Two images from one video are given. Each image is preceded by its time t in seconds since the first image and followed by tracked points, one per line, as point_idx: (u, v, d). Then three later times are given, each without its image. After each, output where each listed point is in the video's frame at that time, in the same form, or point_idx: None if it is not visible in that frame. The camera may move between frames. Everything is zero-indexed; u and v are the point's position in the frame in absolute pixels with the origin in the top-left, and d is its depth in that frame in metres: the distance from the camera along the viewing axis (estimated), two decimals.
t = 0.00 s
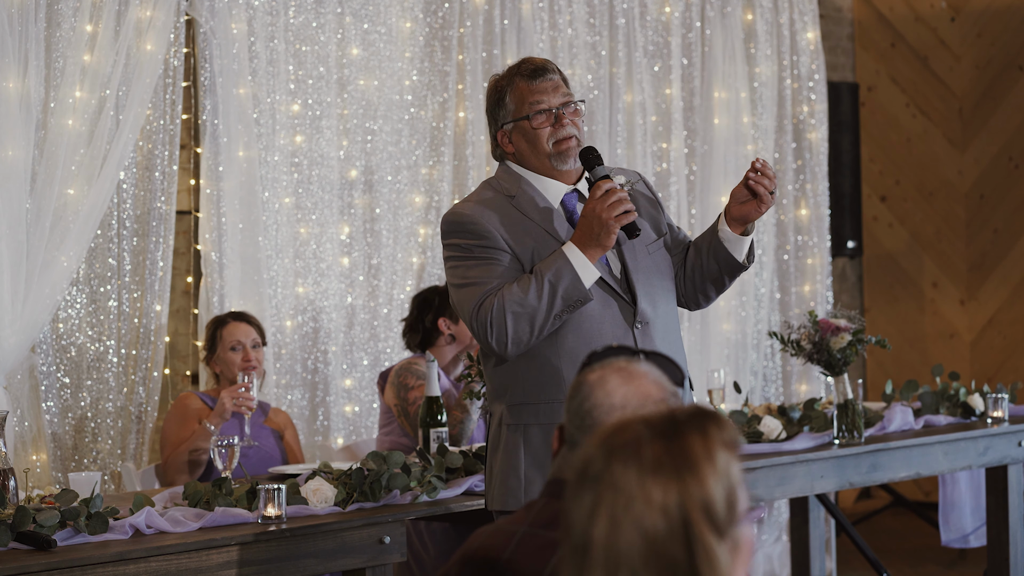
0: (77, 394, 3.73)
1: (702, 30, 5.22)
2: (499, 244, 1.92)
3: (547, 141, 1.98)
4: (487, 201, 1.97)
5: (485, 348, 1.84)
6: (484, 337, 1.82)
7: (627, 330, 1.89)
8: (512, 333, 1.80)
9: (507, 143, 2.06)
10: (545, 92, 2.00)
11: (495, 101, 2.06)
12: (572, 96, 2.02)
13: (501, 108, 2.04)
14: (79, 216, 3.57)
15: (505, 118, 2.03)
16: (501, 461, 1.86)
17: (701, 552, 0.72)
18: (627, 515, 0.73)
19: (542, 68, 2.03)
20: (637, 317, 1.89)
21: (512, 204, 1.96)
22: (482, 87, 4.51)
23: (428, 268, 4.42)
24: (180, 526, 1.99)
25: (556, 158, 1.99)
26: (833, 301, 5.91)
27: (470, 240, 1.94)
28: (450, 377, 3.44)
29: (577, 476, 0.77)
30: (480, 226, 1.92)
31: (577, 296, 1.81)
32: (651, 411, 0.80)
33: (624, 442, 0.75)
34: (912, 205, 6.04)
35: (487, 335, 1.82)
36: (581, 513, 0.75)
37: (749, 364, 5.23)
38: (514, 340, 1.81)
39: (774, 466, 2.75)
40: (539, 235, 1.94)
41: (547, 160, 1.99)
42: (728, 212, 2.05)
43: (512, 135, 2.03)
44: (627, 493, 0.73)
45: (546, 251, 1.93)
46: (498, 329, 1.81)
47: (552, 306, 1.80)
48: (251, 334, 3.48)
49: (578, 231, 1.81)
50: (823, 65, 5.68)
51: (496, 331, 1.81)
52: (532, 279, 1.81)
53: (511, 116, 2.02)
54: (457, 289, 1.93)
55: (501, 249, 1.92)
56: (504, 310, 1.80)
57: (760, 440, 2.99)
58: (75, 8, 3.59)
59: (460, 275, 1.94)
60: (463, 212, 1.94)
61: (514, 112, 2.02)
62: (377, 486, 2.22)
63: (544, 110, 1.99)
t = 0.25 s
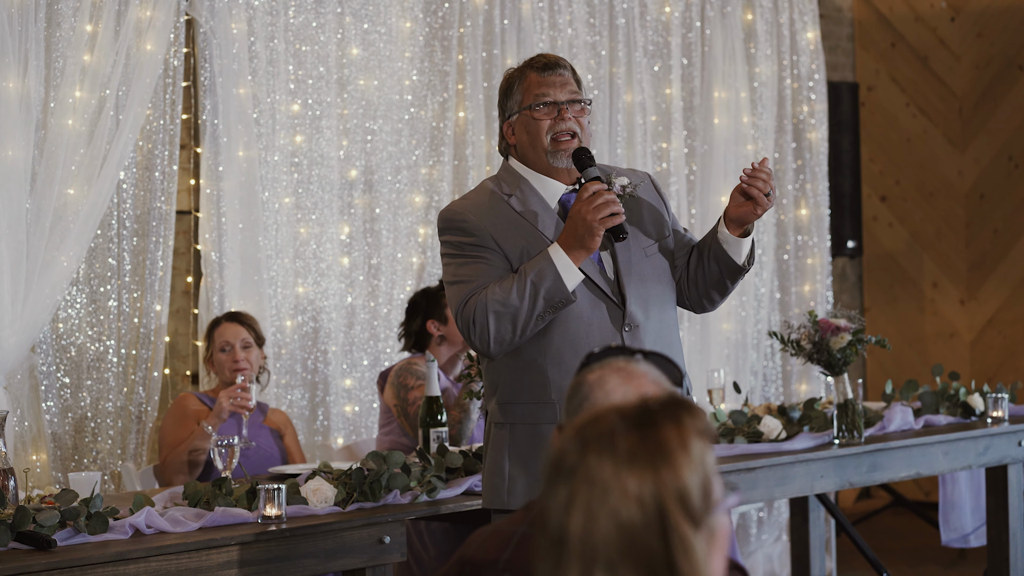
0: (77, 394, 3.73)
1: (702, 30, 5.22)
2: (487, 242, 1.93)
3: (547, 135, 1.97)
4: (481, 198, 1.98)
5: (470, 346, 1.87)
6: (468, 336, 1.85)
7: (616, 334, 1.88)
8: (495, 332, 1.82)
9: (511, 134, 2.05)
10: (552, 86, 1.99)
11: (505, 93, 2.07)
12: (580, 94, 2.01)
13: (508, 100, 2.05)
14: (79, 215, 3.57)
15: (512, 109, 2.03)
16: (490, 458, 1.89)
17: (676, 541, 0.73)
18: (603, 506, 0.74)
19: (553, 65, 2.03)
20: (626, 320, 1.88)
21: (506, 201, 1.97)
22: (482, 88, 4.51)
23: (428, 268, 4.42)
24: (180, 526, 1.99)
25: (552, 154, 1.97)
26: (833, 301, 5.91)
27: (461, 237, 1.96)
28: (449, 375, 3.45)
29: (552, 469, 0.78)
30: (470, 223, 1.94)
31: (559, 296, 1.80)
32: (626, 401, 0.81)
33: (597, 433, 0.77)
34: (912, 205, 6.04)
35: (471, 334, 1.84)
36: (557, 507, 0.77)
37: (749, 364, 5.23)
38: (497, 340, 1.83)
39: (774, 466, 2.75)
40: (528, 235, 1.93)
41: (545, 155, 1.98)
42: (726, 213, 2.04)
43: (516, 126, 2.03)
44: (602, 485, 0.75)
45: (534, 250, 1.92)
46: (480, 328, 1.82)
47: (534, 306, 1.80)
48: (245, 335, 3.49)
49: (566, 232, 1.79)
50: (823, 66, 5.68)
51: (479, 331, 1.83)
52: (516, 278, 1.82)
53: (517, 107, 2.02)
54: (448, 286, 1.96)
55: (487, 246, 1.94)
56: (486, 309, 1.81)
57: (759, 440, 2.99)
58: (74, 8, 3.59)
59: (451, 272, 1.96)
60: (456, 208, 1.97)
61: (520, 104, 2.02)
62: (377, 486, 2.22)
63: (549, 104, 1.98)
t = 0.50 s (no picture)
0: (76, 394, 3.73)
1: (702, 30, 5.22)
2: (484, 240, 1.94)
3: (552, 139, 1.96)
4: (482, 196, 1.98)
5: (463, 341, 1.87)
6: (462, 331, 1.85)
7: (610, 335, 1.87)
8: (488, 328, 1.82)
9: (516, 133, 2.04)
10: (560, 90, 1.97)
11: (512, 89, 2.05)
12: (586, 98, 1.99)
13: (515, 96, 2.03)
14: (79, 215, 3.57)
15: (518, 108, 2.02)
16: (485, 455, 1.91)
17: (655, 535, 0.74)
18: (583, 499, 0.74)
19: (563, 66, 2.01)
20: (620, 321, 1.88)
21: (505, 200, 1.97)
22: (482, 88, 4.52)
23: (428, 268, 4.42)
24: (180, 526, 1.99)
25: (555, 156, 1.97)
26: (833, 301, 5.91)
27: (460, 235, 1.96)
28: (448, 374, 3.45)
29: (532, 460, 0.77)
30: (468, 221, 1.95)
31: (554, 296, 1.79)
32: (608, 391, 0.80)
33: (578, 425, 0.76)
34: (912, 205, 6.04)
35: (464, 330, 1.85)
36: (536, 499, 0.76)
37: (749, 363, 5.23)
38: (490, 336, 1.83)
39: (773, 466, 2.75)
40: (525, 234, 1.93)
41: (548, 158, 1.98)
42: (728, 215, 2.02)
43: (521, 126, 2.01)
44: (582, 478, 0.74)
45: (531, 249, 1.92)
46: (473, 323, 1.83)
47: (527, 304, 1.80)
48: (244, 336, 3.48)
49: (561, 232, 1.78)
50: (823, 65, 5.68)
51: (472, 326, 1.83)
52: (511, 276, 1.82)
53: (523, 106, 2.00)
54: (446, 282, 1.97)
55: (484, 244, 1.94)
56: (480, 305, 1.82)
57: (759, 440, 2.99)
58: (74, 8, 3.59)
59: (448, 269, 1.97)
60: (456, 206, 1.98)
61: (527, 103, 2.00)
62: (377, 486, 2.22)
63: (555, 107, 1.97)
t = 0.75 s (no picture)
0: (76, 394, 3.73)
1: (702, 30, 5.22)
2: (494, 241, 1.93)
3: (570, 147, 1.97)
4: (485, 197, 1.97)
5: (473, 340, 1.86)
6: (475, 331, 1.84)
7: (613, 336, 1.88)
8: (504, 331, 1.82)
9: (525, 132, 2.02)
10: (583, 98, 1.98)
11: (527, 85, 2.02)
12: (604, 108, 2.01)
13: (532, 94, 2.01)
14: (79, 215, 3.57)
15: (534, 109, 2.00)
16: (489, 455, 1.90)
17: (656, 534, 0.75)
18: (584, 498, 0.75)
19: (584, 72, 2.02)
20: (623, 322, 1.89)
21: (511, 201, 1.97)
22: (481, 87, 4.52)
23: (428, 268, 4.42)
24: (180, 526, 1.99)
25: (571, 163, 1.98)
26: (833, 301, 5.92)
27: (465, 235, 1.95)
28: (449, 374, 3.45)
29: (533, 459, 0.79)
30: (475, 222, 1.93)
31: (572, 301, 1.80)
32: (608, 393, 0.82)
33: (578, 425, 0.78)
34: (912, 205, 6.04)
35: (477, 329, 1.83)
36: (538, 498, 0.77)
37: (749, 363, 5.23)
38: (505, 338, 1.82)
39: (773, 466, 2.75)
40: (539, 239, 1.95)
41: (563, 164, 1.98)
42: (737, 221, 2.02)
43: (535, 127, 2.00)
44: (583, 477, 0.76)
45: (541, 252, 1.95)
46: (489, 324, 1.82)
47: (546, 309, 1.80)
48: (246, 336, 3.48)
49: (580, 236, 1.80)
50: (823, 65, 5.68)
51: (488, 327, 1.82)
52: (529, 279, 1.82)
53: (541, 109, 1.99)
54: (450, 282, 1.95)
55: (492, 245, 1.93)
56: (497, 308, 1.81)
57: (759, 440, 2.99)
58: (74, 8, 3.59)
59: (453, 268, 1.95)
60: (460, 206, 1.96)
61: (546, 106, 1.99)
62: (377, 486, 2.22)
63: (577, 115, 1.97)
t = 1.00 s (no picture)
0: (77, 394, 3.73)
1: (702, 30, 5.22)
2: (509, 243, 1.93)
3: (581, 148, 1.99)
4: (496, 198, 1.97)
5: (491, 343, 1.85)
6: (497, 334, 1.83)
7: (628, 336, 1.90)
8: (527, 333, 1.81)
9: (533, 135, 2.03)
10: (593, 101, 2.02)
11: (537, 86, 2.04)
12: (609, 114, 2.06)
13: (542, 96, 2.02)
14: (79, 215, 3.57)
15: (543, 111, 2.02)
16: (500, 459, 1.87)
17: (678, 531, 0.76)
18: (606, 497, 0.77)
19: (593, 75, 2.06)
20: (637, 321, 1.90)
21: (521, 202, 1.97)
22: (482, 87, 4.52)
23: (428, 267, 4.42)
24: (179, 526, 1.99)
25: (582, 165, 1.99)
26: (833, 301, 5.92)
27: (480, 237, 1.94)
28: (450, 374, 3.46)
29: (554, 458, 0.80)
30: (491, 225, 1.92)
31: (594, 302, 1.83)
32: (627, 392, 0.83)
33: (598, 423, 0.79)
34: (912, 205, 6.04)
35: (500, 332, 1.82)
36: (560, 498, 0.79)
37: (749, 363, 5.23)
38: (528, 340, 1.82)
39: (773, 465, 2.75)
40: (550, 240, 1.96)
41: (573, 166, 2.00)
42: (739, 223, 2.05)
43: (545, 130, 2.01)
44: (605, 475, 0.77)
45: (553, 253, 1.96)
46: (514, 326, 1.81)
47: (569, 310, 1.82)
48: (245, 334, 3.48)
49: (596, 238, 1.85)
50: (824, 65, 5.68)
51: (511, 329, 1.81)
52: (552, 280, 1.83)
53: (552, 111, 2.01)
54: (463, 285, 1.94)
55: (508, 247, 1.93)
56: (522, 309, 1.81)
57: (759, 440, 2.99)
58: (74, 8, 3.59)
59: (467, 270, 1.94)
60: (474, 209, 1.94)
61: (557, 108, 2.01)
62: (377, 486, 2.22)
63: (588, 117, 2.00)
